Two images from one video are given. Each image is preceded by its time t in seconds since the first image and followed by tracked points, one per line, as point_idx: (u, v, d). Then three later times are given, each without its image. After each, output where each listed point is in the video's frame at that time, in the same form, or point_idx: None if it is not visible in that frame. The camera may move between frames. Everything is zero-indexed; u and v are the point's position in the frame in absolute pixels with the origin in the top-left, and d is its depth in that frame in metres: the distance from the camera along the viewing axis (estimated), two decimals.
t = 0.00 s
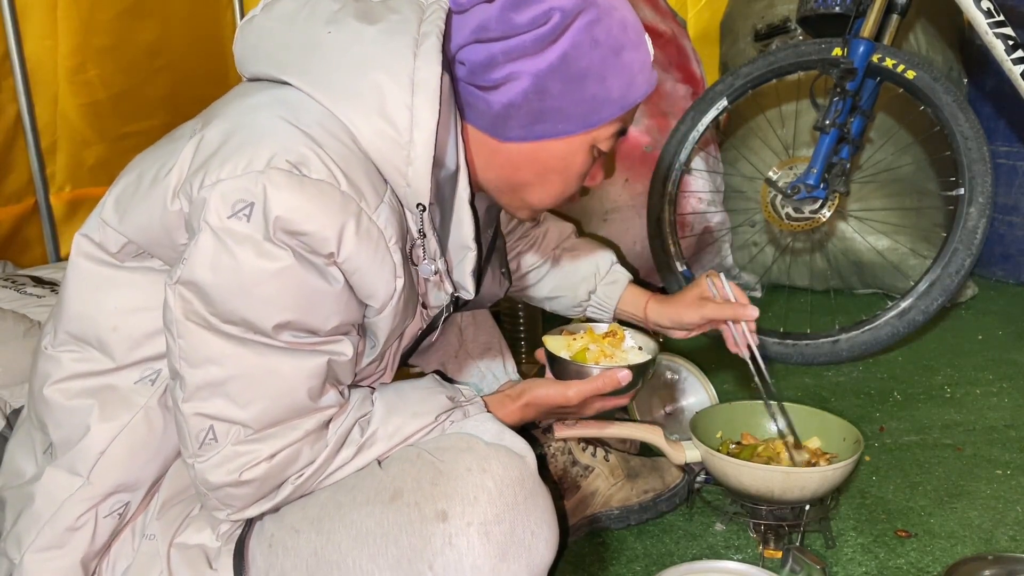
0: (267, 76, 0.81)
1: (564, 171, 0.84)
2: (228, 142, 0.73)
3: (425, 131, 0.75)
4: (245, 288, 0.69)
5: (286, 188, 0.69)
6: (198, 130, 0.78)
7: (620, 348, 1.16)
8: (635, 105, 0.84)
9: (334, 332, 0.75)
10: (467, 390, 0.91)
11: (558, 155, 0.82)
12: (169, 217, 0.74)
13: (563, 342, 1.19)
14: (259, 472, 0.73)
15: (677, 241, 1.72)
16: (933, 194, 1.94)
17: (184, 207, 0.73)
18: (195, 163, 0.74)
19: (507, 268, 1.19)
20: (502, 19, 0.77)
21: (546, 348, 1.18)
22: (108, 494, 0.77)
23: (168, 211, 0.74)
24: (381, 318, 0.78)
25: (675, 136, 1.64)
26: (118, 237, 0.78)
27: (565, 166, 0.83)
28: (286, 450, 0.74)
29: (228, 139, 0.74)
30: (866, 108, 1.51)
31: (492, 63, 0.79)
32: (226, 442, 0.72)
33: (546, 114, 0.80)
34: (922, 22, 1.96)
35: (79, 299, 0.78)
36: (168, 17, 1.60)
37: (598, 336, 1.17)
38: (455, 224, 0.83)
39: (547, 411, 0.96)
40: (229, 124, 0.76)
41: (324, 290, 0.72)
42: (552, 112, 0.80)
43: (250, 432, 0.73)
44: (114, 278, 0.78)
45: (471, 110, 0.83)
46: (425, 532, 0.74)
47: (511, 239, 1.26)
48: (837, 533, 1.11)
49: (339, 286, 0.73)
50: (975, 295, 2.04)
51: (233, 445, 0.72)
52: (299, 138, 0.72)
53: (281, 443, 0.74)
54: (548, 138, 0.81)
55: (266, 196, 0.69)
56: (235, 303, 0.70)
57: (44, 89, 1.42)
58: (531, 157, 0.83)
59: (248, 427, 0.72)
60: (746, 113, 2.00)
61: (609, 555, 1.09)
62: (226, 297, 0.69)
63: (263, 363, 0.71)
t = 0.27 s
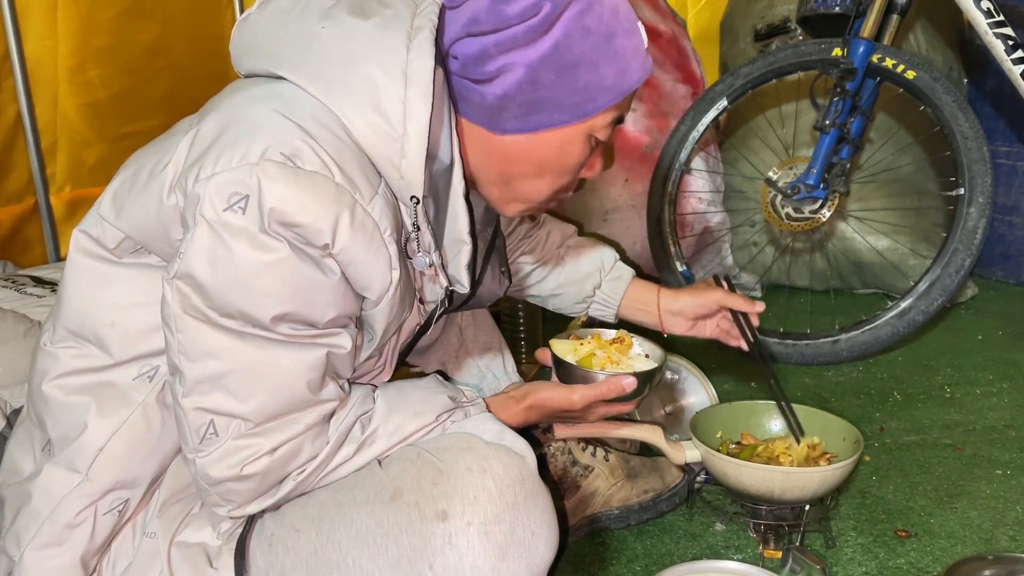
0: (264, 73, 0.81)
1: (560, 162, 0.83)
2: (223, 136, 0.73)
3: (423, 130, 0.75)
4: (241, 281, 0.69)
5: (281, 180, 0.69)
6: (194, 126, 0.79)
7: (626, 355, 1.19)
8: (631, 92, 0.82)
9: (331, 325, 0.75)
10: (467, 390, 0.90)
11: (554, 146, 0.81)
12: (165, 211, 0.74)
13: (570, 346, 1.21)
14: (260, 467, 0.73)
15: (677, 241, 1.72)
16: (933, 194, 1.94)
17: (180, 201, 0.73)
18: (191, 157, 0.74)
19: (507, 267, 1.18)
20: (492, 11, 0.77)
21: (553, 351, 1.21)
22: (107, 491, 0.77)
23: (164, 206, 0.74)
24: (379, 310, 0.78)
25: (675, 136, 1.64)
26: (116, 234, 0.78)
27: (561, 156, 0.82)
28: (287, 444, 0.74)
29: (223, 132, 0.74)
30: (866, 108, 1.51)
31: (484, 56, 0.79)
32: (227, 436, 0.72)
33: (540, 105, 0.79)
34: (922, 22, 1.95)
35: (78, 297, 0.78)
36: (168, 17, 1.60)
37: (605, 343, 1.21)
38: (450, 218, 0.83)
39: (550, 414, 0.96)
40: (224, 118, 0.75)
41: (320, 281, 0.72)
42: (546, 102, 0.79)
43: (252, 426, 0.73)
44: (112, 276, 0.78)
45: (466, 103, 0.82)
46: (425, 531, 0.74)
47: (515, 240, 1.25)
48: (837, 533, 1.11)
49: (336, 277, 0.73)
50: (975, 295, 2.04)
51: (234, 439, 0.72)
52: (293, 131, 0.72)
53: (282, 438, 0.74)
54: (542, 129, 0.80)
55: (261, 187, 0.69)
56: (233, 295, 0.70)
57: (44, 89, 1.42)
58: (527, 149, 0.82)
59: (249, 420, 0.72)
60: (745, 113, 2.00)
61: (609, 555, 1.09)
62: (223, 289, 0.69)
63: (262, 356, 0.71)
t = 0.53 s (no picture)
0: (264, 71, 0.81)
1: (560, 162, 0.83)
2: (225, 132, 0.73)
3: (423, 128, 0.75)
4: (244, 276, 0.69)
5: (282, 175, 0.69)
6: (195, 123, 0.79)
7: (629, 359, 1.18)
8: (630, 94, 0.83)
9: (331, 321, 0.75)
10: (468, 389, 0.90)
11: (554, 145, 0.81)
12: (166, 208, 0.74)
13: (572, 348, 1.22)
14: (260, 461, 0.73)
15: (677, 241, 1.72)
16: (933, 194, 1.94)
17: (181, 198, 0.73)
18: (192, 154, 0.74)
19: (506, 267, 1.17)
20: (493, 10, 0.77)
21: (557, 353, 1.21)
22: (108, 487, 0.77)
23: (166, 203, 0.74)
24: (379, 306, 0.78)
25: (675, 136, 1.64)
26: (117, 230, 0.78)
27: (560, 156, 0.82)
28: (288, 439, 0.74)
29: (223, 130, 0.74)
30: (866, 108, 1.51)
31: (485, 55, 0.78)
32: (228, 431, 0.72)
33: (540, 105, 0.79)
34: (922, 22, 1.95)
35: (78, 294, 0.78)
36: (168, 16, 1.60)
37: (608, 345, 1.20)
38: (448, 215, 0.82)
39: (551, 414, 0.96)
40: (224, 115, 0.75)
41: (321, 276, 0.72)
42: (546, 103, 0.79)
43: (251, 421, 0.73)
44: (112, 272, 0.78)
45: (465, 102, 0.82)
46: (425, 528, 0.74)
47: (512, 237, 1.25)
48: (837, 533, 1.11)
49: (337, 272, 0.73)
50: (975, 295, 2.04)
51: (234, 434, 0.72)
52: (293, 127, 0.72)
53: (282, 432, 0.74)
54: (543, 129, 0.80)
55: (263, 183, 0.69)
56: (235, 291, 0.70)
57: (44, 88, 1.42)
58: (527, 149, 0.82)
59: (249, 415, 0.72)
60: (745, 113, 2.00)
61: (609, 555, 1.09)
62: (226, 284, 0.69)
63: (263, 351, 0.71)
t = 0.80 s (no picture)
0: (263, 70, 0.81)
1: (558, 157, 0.83)
2: (219, 129, 0.73)
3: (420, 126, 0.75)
4: (242, 271, 0.69)
5: (278, 171, 0.69)
6: (189, 120, 0.79)
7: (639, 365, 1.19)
8: (627, 86, 0.83)
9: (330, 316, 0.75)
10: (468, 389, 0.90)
11: (552, 140, 0.81)
12: (163, 205, 0.74)
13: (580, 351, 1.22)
14: (264, 458, 0.73)
15: (677, 241, 1.71)
16: (933, 194, 1.94)
17: (177, 196, 0.73)
18: (187, 151, 0.74)
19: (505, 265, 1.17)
20: (486, 6, 0.77)
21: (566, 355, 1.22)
22: (108, 485, 0.77)
23: (162, 200, 0.74)
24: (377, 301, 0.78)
25: (675, 136, 1.64)
26: (114, 228, 0.78)
27: (558, 150, 0.82)
28: (291, 435, 0.74)
29: (218, 126, 0.74)
30: (866, 108, 1.51)
31: (479, 52, 0.78)
32: (231, 428, 0.72)
33: (537, 100, 0.79)
34: (922, 22, 1.95)
35: (78, 292, 0.78)
36: (168, 17, 1.60)
37: (617, 350, 1.21)
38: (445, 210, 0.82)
39: (555, 415, 0.96)
40: (218, 112, 0.75)
41: (319, 272, 0.72)
42: (543, 97, 0.79)
43: (253, 417, 0.72)
44: (111, 271, 0.78)
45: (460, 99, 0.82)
46: (426, 529, 0.74)
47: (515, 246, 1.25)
48: (837, 533, 1.11)
49: (334, 267, 0.73)
50: (975, 295, 2.04)
51: (237, 430, 0.72)
52: (288, 123, 0.72)
53: (286, 428, 0.73)
54: (541, 124, 0.80)
55: (258, 179, 0.69)
56: (234, 288, 0.70)
57: (44, 89, 1.42)
58: (525, 144, 0.82)
59: (251, 412, 0.72)
60: (745, 113, 2.00)
61: (610, 555, 1.09)
62: (225, 281, 0.69)
63: (263, 347, 0.71)
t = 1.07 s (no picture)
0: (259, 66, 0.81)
1: (541, 137, 0.82)
2: (205, 113, 0.73)
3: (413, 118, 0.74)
4: (232, 252, 0.69)
5: (261, 151, 0.70)
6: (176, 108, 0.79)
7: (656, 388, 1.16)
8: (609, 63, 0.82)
9: (325, 296, 0.75)
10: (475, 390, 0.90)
11: (533, 120, 0.81)
12: (152, 193, 0.74)
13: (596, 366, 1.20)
14: (267, 442, 0.73)
15: (677, 241, 1.71)
16: (933, 194, 1.94)
17: (165, 182, 0.73)
18: (174, 136, 0.74)
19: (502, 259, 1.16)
20: None
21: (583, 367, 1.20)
22: (105, 477, 0.77)
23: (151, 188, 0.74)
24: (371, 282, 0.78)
25: (675, 137, 1.64)
26: (107, 220, 0.78)
27: (540, 130, 0.82)
28: (294, 418, 0.74)
29: (203, 110, 0.74)
30: (866, 108, 1.51)
31: (458, 32, 0.78)
32: (231, 412, 0.72)
33: (517, 79, 0.79)
34: (922, 22, 1.96)
35: (74, 284, 0.78)
36: (168, 16, 1.60)
37: (637, 369, 1.18)
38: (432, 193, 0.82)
39: (562, 422, 0.96)
40: (203, 97, 0.76)
41: (309, 250, 0.72)
42: (522, 76, 0.79)
43: (254, 401, 0.73)
44: (106, 263, 0.78)
45: (444, 81, 0.82)
46: (424, 525, 0.73)
47: (516, 247, 1.26)
48: (837, 533, 1.11)
49: (325, 246, 0.73)
50: (975, 295, 2.04)
51: (238, 415, 0.72)
52: (271, 105, 0.73)
53: (289, 411, 0.74)
54: (521, 103, 0.80)
55: (243, 159, 0.69)
56: (226, 269, 0.70)
57: (43, 88, 1.42)
58: (507, 124, 0.82)
59: (252, 395, 0.72)
60: (745, 113, 2.00)
61: (610, 555, 1.09)
62: (216, 263, 0.70)
63: (262, 330, 0.71)
